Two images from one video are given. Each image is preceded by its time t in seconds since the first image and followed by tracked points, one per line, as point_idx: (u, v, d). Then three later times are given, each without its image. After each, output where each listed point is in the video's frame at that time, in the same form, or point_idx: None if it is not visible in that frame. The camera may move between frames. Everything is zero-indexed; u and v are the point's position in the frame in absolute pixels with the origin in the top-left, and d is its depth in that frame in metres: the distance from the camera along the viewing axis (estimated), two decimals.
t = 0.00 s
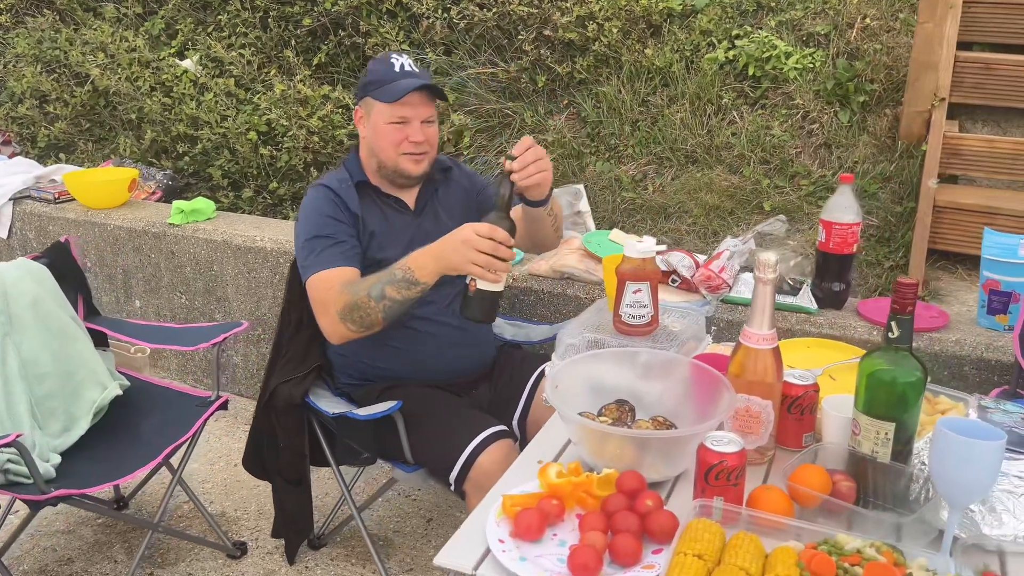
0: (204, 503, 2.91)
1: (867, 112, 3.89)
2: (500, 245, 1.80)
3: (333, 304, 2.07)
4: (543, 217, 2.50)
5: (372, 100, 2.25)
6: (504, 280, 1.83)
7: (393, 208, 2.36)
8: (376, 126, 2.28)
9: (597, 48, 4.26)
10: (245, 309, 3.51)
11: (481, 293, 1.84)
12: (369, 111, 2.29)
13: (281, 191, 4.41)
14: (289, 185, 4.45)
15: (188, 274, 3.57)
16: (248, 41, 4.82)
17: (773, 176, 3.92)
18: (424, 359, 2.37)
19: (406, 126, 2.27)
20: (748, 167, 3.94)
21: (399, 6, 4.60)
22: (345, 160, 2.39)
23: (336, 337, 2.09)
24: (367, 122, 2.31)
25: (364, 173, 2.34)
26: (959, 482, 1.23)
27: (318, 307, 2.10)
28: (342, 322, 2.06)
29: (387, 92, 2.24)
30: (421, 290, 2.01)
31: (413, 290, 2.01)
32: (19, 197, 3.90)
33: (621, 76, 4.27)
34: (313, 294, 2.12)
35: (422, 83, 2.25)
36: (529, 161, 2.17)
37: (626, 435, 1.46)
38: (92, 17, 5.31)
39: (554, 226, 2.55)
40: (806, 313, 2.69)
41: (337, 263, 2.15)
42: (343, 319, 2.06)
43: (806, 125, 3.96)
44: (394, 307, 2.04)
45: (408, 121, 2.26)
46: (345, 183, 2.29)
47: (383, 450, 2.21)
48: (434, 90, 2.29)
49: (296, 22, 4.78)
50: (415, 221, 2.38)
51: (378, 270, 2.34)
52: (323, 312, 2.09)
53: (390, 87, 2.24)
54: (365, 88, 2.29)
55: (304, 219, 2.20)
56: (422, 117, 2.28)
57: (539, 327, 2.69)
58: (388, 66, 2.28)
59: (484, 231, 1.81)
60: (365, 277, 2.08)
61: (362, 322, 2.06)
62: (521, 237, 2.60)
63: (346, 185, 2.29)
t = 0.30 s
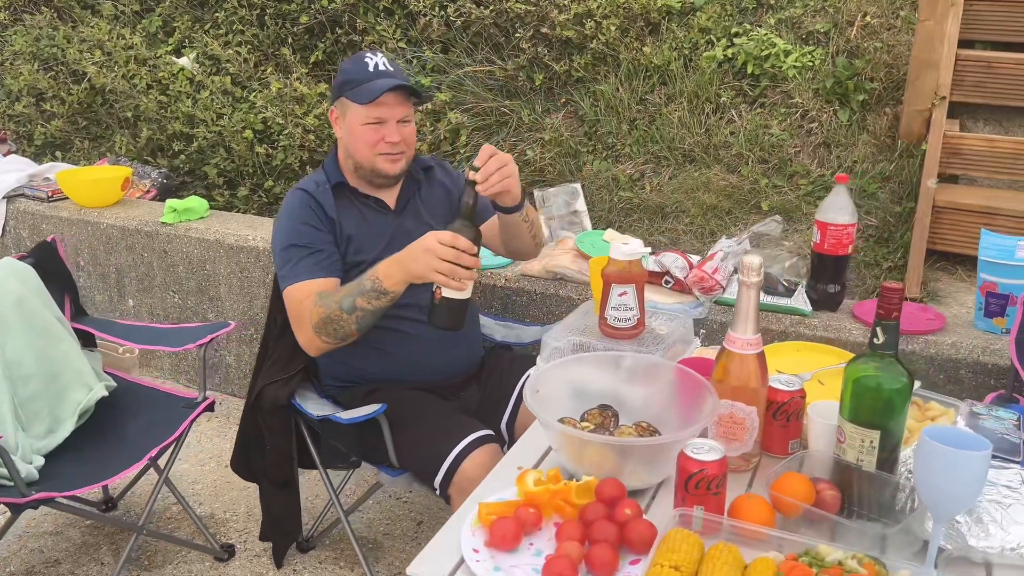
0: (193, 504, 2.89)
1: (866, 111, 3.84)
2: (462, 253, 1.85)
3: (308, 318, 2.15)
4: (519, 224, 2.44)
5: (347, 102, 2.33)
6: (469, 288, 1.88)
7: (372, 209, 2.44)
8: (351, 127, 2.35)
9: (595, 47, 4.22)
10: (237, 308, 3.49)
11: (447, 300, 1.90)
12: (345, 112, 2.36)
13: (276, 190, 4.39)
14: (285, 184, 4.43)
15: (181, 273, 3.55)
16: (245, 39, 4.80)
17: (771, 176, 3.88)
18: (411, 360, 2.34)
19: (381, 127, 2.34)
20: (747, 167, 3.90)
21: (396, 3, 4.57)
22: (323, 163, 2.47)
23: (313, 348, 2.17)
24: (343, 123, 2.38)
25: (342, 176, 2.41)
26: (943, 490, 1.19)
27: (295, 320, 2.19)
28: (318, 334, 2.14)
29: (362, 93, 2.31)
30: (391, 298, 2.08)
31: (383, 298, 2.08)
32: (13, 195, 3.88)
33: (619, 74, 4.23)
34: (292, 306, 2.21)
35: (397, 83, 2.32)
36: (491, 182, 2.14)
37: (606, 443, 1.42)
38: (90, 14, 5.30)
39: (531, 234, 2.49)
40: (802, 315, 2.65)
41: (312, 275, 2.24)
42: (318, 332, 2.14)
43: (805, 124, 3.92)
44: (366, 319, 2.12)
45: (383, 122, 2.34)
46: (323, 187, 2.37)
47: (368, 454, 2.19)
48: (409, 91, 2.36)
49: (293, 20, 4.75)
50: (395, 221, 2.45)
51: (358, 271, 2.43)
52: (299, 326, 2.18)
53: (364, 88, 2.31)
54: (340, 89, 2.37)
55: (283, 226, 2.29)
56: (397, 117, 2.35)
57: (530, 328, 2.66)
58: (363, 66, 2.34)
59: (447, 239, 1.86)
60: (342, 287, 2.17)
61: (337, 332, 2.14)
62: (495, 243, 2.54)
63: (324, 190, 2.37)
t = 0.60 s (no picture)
0: (178, 507, 2.84)
1: (869, 108, 3.77)
2: (439, 253, 1.82)
3: (288, 321, 2.10)
4: (506, 235, 2.44)
5: (335, 99, 2.27)
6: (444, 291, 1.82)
7: (357, 207, 2.38)
8: (338, 125, 2.29)
9: (594, 42, 4.14)
10: (226, 307, 3.43)
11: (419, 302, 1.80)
12: (332, 108, 2.30)
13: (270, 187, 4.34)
14: (278, 181, 4.38)
15: (170, 271, 3.50)
16: (239, 34, 4.73)
17: (772, 174, 3.81)
18: (396, 362, 2.28)
19: (369, 126, 2.29)
20: (746, 164, 3.84)
21: None
22: (308, 160, 2.41)
23: (293, 352, 2.12)
24: (330, 120, 2.32)
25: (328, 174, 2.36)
26: (937, 509, 1.13)
27: (275, 324, 2.15)
28: (298, 338, 2.10)
29: (349, 90, 2.26)
30: (370, 298, 2.04)
31: (361, 299, 2.04)
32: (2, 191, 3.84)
33: (618, 70, 4.15)
34: (272, 308, 2.16)
35: (387, 81, 2.27)
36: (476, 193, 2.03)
37: (587, 456, 1.36)
38: (84, 7, 5.24)
39: (515, 245, 2.51)
40: (800, 318, 2.59)
41: (294, 276, 2.19)
42: (298, 335, 2.09)
43: (806, 121, 3.84)
44: (347, 320, 2.07)
45: (372, 121, 2.28)
46: (307, 185, 2.31)
47: (350, 460, 2.14)
48: (398, 89, 2.31)
49: (287, 13, 4.66)
50: (381, 220, 2.40)
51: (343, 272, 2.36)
52: (279, 330, 2.13)
53: (353, 86, 2.26)
54: (327, 84, 2.30)
55: (265, 225, 2.23)
56: (386, 116, 2.30)
57: (520, 330, 2.61)
58: (352, 61, 2.28)
59: (423, 240, 1.85)
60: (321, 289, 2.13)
61: (316, 335, 2.09)
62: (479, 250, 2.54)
63: (308, 190, 2.31)
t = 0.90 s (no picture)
0: (167, 514, 2.79)
1: (878, 109, 3.68)
2: (429, 256, 1.77)
3: (276, 328, 2.06)
4: (493, 246, 2.42)
5: (334, 100, 2.21)
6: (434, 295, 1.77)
7: (350, 212, 2.32)
8: (336, 126, 2.23)
9: (596, 40, 4.06)
10: (220, 309, 3.37)
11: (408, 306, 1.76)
12: (330, 109, 2.24)
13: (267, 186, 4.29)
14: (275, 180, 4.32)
15: (163, 272, 3.44)
16: (237, 30, 4.66)
17: (776, 175, 3.74)
18: (385, 370, 2.22)
19: (368, 129, 2.23)
20: (751, 166, 3.76)
21: None
22: (302, 161, 2.35)
23: (281, 359, 2.08)
24: (328, 121, 2.26)
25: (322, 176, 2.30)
26: (940, 548, 1.07)
27: (262, 330, 2.10)
28: (286, 343, 2.05)
29: (349, 91, 2.20)
30: (359, 303, 2.00)
31: (351, 302, 1.99)
32: None
33: (621, 68, 4.07)
34: (260, 313, 2.11)
35: (389, 84, 2.21)
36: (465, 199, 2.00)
37: (576, 482, 1.29)
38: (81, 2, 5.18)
39: (503, 258, 2.47)
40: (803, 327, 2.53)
41: (283, 281, 2.13)
42: (286, 340, 2.05)
43: (812, 122, 3.77)
44: (336, 325, 2.03)
45: (372, 124, 2.22)
46: (299, 187, 2.25)
47: (338, 472, 2.08)
48: (400, 92, 2.25)
49: (287, 9, 4.59)
50: (375, 224, 2.34)
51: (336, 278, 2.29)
52: (266, 337, 2.09)
53: (353, 87, 2.20)
54: (325, 85, 2.24)
55: (254, 227, 2.17)
56: (386, 120, 2.24)
57: (515, 337, 2.54)
58: (353, 62, 2.22)
59: (413, 241, 1.79)
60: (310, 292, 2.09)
61: (304, 341, 2.04)
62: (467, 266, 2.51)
63: (300, 192, 2.25)
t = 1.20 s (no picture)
0: (158, 514, 2.76)
1: (886, 106, 3.61)
2: (418, 184, 1.56)
3: (271, 294, 1.94)
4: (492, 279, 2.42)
5: (333, 95, 2.16)
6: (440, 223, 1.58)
7: (349, 209, 2.27)
8: (335, 122, 2.18)
9: (601, 34, 4.00)
10: (215, 305, 3.34)
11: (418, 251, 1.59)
12: (328, 105, 2.20)
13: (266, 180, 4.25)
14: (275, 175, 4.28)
15: (159, 267, 3.41)
16: (238, 22, 4.61)
17: (782, 173, 3.67)
18: (376, 373, 2.17)
19: (368, 126, 2.18)
20: (756, 163, 3.69)
21: None
22: (299, 155, 2.30)
23: (280, 326, 1.96)
24: (327, 117, 2.22)
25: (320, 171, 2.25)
26: None
27: (260, 298, 1.98)
28: (282, 308, 1.92)
29: (349, 87, 2.15)
30: (357, 257, 1.80)
31: (346, 256, 1.80)
32: None
33: (625, 63, 4.01)
34: (258, 281, 1.99)
35: (390, 81, 2.17)
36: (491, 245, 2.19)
37: (558, 497, 1.24)
38: None
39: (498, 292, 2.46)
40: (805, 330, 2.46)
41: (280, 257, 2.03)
42: (282, 305, 1.92)
43: (819, 119, 3.70)
44: (332, 285, 1.86)
45: (372, 121, 2.18)
46: (295, 179, 2.20)
47: (324, 476, 2.04)
48: (401, 90, 2.21)
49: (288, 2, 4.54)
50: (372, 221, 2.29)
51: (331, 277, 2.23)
52: (264, 305, 1.97)
53: (353, 83, 2.16)
54: (324, 80, 2.20)
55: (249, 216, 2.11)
56: (387, 117, 2.20)
57: (510, 339, 2.50)
58: (353, 57, 2.19)
59: (396, 175, 1.58)
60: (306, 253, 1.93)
61: (300, 306, 1.90)
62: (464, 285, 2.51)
63: (297, 185, 2.20)
